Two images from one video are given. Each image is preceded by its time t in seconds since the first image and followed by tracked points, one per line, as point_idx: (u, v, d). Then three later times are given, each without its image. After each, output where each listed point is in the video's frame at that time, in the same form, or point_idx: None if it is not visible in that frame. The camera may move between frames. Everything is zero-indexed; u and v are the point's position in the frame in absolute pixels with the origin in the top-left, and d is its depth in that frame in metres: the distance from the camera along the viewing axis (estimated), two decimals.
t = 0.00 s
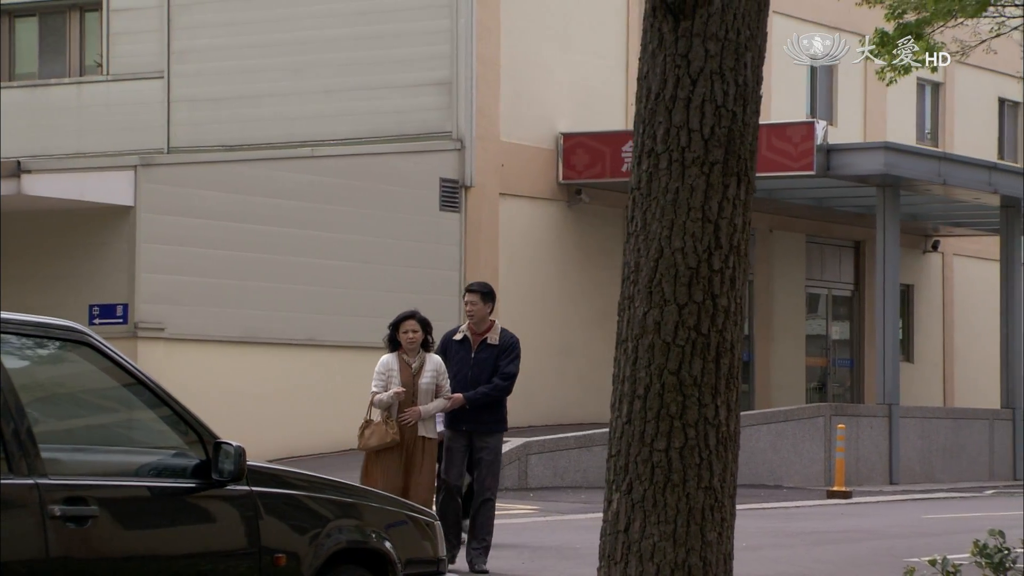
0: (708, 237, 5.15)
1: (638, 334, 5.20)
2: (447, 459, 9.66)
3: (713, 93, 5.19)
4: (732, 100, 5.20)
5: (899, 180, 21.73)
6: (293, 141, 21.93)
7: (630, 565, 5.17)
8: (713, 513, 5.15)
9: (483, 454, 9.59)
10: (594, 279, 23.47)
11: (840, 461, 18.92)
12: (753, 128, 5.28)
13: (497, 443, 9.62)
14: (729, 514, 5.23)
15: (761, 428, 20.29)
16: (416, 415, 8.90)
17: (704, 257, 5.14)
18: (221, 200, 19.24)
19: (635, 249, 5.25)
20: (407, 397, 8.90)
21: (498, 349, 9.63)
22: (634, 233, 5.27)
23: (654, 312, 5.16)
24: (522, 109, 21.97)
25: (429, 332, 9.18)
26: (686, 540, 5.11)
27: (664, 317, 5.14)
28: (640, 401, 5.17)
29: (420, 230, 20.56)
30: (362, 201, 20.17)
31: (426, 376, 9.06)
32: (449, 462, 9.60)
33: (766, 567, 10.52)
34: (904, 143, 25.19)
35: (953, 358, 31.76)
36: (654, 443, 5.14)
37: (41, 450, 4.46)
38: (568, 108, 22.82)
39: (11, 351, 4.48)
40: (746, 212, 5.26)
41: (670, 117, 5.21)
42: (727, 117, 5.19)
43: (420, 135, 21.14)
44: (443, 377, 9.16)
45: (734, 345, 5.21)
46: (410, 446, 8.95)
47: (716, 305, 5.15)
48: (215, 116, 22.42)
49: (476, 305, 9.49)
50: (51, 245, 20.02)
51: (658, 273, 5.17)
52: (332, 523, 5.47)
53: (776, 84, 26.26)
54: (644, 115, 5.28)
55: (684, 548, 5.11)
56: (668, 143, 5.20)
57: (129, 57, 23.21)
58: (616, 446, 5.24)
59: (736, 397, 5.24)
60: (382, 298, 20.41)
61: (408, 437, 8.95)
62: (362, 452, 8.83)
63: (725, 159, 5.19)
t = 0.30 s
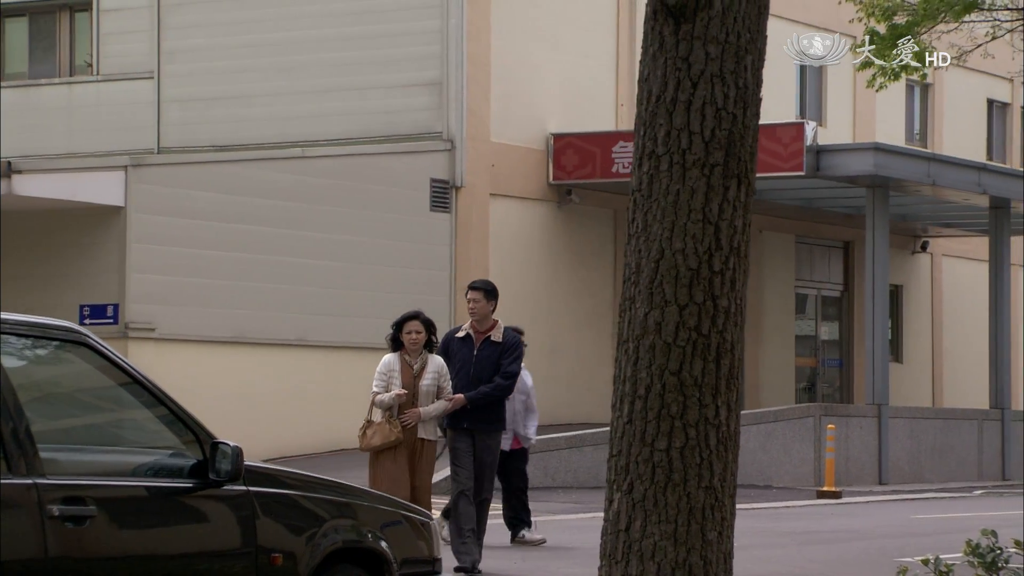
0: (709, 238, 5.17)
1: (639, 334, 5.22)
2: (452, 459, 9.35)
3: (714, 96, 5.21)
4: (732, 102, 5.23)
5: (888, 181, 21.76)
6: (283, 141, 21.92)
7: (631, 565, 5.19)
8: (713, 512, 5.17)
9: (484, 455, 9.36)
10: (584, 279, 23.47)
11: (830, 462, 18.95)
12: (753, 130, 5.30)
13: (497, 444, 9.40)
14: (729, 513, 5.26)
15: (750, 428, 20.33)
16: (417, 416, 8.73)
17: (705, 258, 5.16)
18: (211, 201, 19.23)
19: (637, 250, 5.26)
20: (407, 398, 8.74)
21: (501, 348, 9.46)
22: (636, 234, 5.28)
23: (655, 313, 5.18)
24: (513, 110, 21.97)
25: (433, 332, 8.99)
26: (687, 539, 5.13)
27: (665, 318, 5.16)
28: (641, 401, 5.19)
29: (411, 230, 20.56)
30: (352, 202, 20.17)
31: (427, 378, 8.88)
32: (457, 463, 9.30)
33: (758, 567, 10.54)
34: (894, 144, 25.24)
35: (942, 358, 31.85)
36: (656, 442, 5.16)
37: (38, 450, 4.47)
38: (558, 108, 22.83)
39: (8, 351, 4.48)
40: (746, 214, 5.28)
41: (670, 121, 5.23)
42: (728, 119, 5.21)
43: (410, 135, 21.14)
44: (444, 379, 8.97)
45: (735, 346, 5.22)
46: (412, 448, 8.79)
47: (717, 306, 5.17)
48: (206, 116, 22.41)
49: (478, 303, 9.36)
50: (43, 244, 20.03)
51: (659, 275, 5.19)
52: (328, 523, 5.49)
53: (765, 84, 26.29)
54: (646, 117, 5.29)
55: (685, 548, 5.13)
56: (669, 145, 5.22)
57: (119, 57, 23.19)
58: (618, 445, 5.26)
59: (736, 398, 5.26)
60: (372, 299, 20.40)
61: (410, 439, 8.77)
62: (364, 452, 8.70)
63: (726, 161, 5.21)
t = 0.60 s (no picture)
0: (708, 241, 5.19)
1: (639, 337, 5.24)
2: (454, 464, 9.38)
3: (714, 99, 5.22)
4: (732, 105, 5.24)
5: (878, 182, 21.81)
6: (274, 142, 21.92)
7: (631, 565, 5.21)
8: (713, 512, 5.19)
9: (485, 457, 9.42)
10: (575, 281, 23.48)
11: (820, 463, 18.99)
12: (753, 133, 5.31)
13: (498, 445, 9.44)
14: (728, 513, 5.28)
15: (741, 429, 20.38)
16: (415, 421, 8.63)
17: (705, 260, 5.18)
18: (202, 202, 19.21)
19: (637, 251, 5.28)
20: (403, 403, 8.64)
21: (497, 350, 9.47)
22: (636, 236, 5.30)
23: (654, 315, 5.20)
24: (504, 112, 21.99)
25: (428, 333, 8.92)
26: (687, 539, 5.15)
27: (665, 320, 5.18)
28: (641, 402, 5.21)
29: (402, 232, 20.57)
30: (344, 203, 20.17)
31: (424, 381, 8.84)
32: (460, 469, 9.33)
33: (751, 567, 10.58)
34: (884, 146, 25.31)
35: (932, 359, 31.92)
36: (656, 443, 5.17)
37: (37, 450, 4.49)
38: (549, 109, 22.84)
39: (6, 351, 4.50)
40: (746, 216, 5.29)
41: (670, 124, 5.25)
42: (727, 122, 5.23)
43: (402, 137, 21.15)
44: (441, 381, 8.96)
45: (735, 347, 5.24)
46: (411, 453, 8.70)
47: (717, 307, 5.19)
48: (196, 117, 22.40)
49: (473, 306, 9.31)
50: (37, 247, 20.13)
51: (659, 277, 5.21)
52: (324, 524, 5.50)
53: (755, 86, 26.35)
54: (646, 120, 5.31)
55: (685, 547, 5.15)
56: (669, 148, 5.24)
57: (110, 58, 23.16)
58: (618, 446, 5.28)
59: (737, 399, 5.27)
60: (363, 300, 20.40)
61: (409, 444, 8.67)
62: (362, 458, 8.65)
63: (726, 163, 5.22)
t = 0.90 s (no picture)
0: (709, 244, 5.20)
1: (640, 338, 5.25)
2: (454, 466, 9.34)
3: (713, 102, 5.24)
4: (732, 108, 5.26)
5: (869, 184, 21.86)
6: (266, 143, 21.91)
7: (632, 565, 5.22)
8: (713, 513, 5.21)
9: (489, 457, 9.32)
10: (567, 283, 23.49)
11: (812, 463, 19.02)
12: (752, 136, 5.33)
13: (502, 443, 9.32)
14: (729, 514, 5.29)
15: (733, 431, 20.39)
16: (413, 420, 8.64)
17: (705, 263, 5.20)
18: (193, 204, 19.23)
19: (638, 253, 5.30)
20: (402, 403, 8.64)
21: (496, 349, 9.32)
22: (636, 239, 5.32)
23: (655, 317, 5.22)
24: (496, 114, 22.01)
25: (421, 333, 8.92)
26: (686, 540, 5.17)
27: (666, 322, 5.20)
28: (642, 403, 5.23)
29: (394, 233, 20.57)
30: (335, 204, 20.17)
31: (421, 380, 8.84)
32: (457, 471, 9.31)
33: (744, 569, 10.60)
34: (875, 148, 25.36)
35: (922, 360, 31.98)
36: (656, 444, 5.19)
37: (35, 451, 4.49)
38: (541, 110, 22.85)
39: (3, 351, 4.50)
40: (746, 219, 5.31)
41: (671, 126, 5.27)
42: (727, 125, 5.25)
43: (393, 138, 21.15)
44: (439, 379, 8.95)
45: (734, 349, 5.26)
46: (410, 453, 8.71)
47: (717, 309, 5.21)
48: (187, 118, 22.38)
49: (471, 305, 9.20)
50: (29, 248, 20.08)
51: (659, 279, 5.23)
52: (320, 525, 5.54)
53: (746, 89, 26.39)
54: (646, 123, 5.33)
55: (685, 547, 5.17)
56: (669, 151, 5.26)
57: (100, 59, 23.14)
58: (619, 447, 5.30)
59: (736, 400, 5.29)
60: (355, 301, 20.40)
61: (407, 444, 8.70)
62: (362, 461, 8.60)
63: (726, 166, 5.24)
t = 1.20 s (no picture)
0: (709, 244, 5.22)
1: (641, 337, 5.27)
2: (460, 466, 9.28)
3: (714, 104, 5.26)
4: (733, 110, 5.28)
5: (861, 184, 21.89)
6: (258, 143, 21.89)
7: (633, 563, 5.23)
8: (713, 511, 5.22)
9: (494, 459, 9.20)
10: (559, 283, 23.48)
11: (803, 463, 19.04)
12: (753, 138, 5.35)
13: (508, 445, 9.20)
14: (729, 513, 5.30)
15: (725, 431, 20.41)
16: (414, 419, 8.64)
17: (705, 263, 5.21)
18: (186, 207, 19.33)
19: (639, 254, 5.31)
20: (404, 402, 8.63)
21: (501, 351, 9.21)
22: (637, 239, 5.33)
23: (656, 317, 5.23)
24: (488, 114, 22.01)
25: (422, 333, 8.90)
26: (687, 539, 5.18)
27: (666, 322, 5.21)
28: (643, 403, 5.24)
29: (386, 233, 20.56)
30: (327, 204, 20.17)
31: (421, 379, 8.85)
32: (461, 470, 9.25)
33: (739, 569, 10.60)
34: (866, 148, 25.41)
35: (913, 360, 32.05)
36: (657, 444, 5.20)
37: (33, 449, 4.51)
38: (533, 111, 22.86)
39: None
40: (747, 220, 5.33)
41: (671, 128, 5.29)
42: (728, 127, 5.26)
43: (386, 137, 21.14)
44: (438, 378, 8.96)
45: (735, 349, 5.28)
46: (408, 451, 8.73)
47: (718, 309, 5.22)
48: (179, 118, 22.35)
49: (479, 307, 9.13)
50: (23, 247, 20.13)
51: (660, 279, 5.24)
52: (318, 525, 5.55)
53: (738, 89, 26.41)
54: (647, 124, 5.34)
55: (686, 546, 5.18)
56: (670, 152, 5.27)
57: (92, 59, 23.12)
58: (620, 446, 5.32)
59: (736, 400, 5.30)
60: (348, 301, 20.39)
61: (407, 443, 8.71)
62: (361, 460, 8.60)
63: (726, 167, 5.25)
